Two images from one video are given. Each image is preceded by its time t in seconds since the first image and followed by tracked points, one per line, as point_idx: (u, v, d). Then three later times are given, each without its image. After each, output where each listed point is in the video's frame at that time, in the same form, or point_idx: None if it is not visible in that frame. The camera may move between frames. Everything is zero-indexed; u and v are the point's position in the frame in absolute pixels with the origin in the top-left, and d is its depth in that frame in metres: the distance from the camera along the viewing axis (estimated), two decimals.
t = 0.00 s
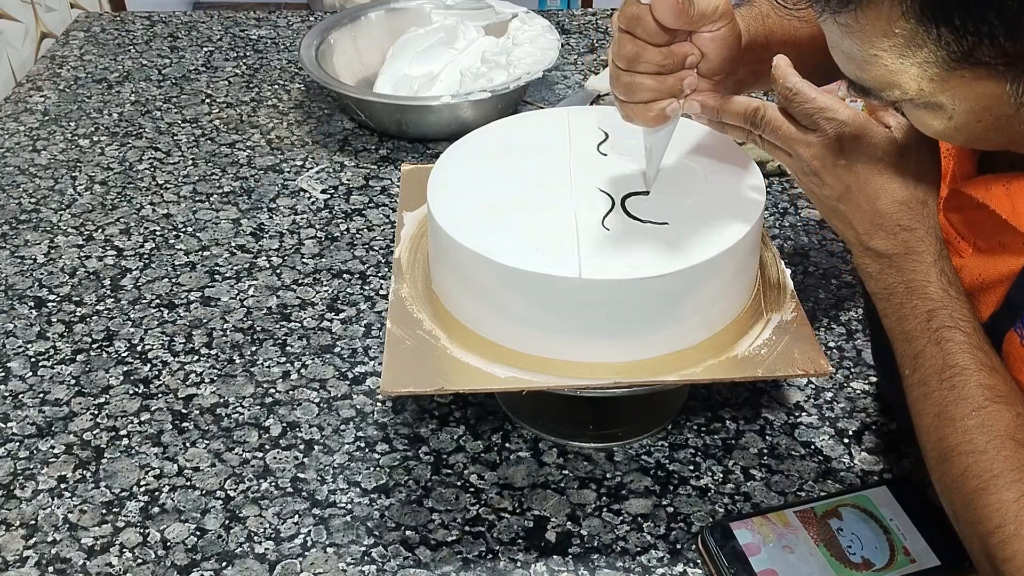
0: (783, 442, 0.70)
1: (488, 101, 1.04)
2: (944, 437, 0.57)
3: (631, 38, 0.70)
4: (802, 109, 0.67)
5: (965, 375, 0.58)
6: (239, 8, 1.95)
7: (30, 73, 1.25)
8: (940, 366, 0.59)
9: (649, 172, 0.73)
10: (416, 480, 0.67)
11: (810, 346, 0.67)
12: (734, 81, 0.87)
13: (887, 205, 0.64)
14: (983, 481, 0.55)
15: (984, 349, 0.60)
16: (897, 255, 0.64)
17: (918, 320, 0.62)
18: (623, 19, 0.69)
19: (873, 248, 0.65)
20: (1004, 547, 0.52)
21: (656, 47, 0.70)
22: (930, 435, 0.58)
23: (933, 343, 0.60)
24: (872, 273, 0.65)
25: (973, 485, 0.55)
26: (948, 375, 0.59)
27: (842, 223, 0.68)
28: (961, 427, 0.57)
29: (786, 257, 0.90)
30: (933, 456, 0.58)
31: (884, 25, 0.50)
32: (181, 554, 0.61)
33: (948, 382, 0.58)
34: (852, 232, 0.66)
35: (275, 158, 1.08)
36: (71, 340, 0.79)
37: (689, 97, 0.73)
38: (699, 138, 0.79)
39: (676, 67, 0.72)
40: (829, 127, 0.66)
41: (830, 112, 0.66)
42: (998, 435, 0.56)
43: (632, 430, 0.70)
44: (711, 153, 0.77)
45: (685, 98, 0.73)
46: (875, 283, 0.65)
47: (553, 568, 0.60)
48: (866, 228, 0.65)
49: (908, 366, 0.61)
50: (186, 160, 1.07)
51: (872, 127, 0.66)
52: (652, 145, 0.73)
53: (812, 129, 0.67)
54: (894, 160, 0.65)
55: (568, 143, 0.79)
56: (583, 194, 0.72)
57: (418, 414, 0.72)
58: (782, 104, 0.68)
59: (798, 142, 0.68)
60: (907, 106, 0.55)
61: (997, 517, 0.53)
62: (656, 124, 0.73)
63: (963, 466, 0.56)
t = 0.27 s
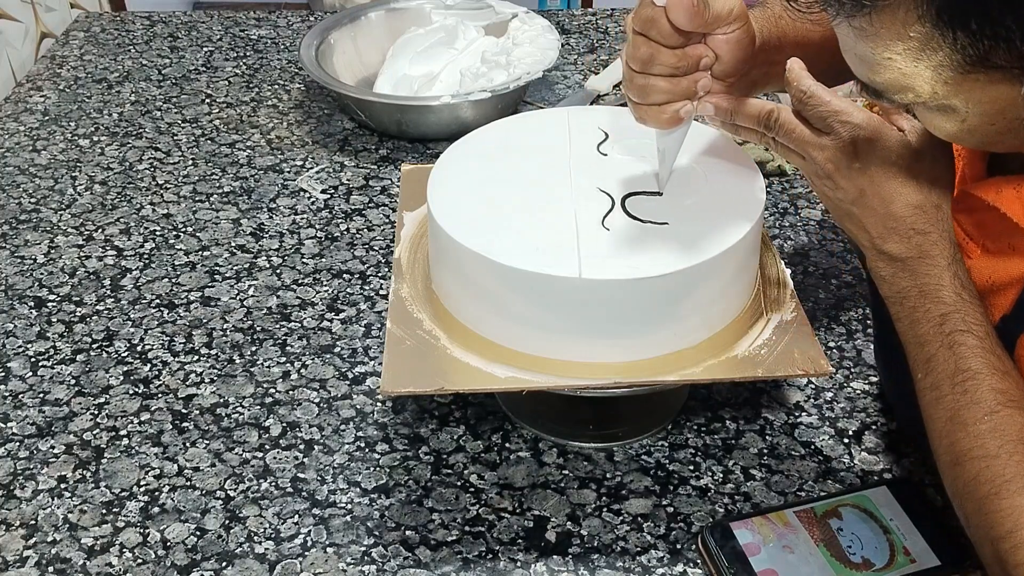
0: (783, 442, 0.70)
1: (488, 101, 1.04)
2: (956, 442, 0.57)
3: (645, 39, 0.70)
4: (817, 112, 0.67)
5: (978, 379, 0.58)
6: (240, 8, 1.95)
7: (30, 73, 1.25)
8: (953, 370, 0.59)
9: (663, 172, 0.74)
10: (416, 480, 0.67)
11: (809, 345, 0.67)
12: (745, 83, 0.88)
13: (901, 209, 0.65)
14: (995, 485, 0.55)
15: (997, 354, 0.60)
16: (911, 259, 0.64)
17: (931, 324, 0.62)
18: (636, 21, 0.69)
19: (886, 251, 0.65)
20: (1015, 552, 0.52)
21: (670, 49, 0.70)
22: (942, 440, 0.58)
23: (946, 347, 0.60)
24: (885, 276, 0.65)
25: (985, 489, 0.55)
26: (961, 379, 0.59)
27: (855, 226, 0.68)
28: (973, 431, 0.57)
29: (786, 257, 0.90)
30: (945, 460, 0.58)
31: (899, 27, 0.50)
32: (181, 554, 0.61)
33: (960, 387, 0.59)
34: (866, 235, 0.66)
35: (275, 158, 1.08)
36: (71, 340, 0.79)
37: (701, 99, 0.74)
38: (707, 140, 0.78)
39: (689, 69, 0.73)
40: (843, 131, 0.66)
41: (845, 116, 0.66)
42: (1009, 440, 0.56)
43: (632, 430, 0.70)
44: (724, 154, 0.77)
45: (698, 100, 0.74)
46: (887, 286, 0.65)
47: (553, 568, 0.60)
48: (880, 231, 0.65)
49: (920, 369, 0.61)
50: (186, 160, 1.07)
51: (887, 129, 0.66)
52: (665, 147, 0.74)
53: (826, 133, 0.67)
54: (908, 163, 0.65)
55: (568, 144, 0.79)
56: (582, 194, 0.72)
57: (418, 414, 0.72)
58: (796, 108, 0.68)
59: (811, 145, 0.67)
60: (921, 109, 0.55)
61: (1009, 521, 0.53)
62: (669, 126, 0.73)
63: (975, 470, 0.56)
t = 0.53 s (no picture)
0: (783, 442, 0.70)
1: (488, 101, 1.04)
2: (957, 441, 0.57)
3: (653, 18, 0.73)
4: (823, 106, 0.66)
5: (980, 378, 0.58)
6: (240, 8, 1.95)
7: (30, 73, 1.25)
8: (955, 369, 0.59)
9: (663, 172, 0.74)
10: (416, 480, 0.67)
11: (809, 346, 0.67)
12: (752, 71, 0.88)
13: (904, 207, 0.65)
14: (996, 484, 0.54)
15: (998, 354, 0.60)
16: (913, 258, 0.64)
17: (933, 323, 0.62)
18: None
19: (889, 249, 0.65)
20: (1017, 552, 0.52)
21: (678, 29, 0.73)
22: (942, 440, 0.58)
23: (949, 346, 0.60)
24: (887, 275, 0.66)
25: (987, 489, 0.55)
26: (963, 378, 0.59)
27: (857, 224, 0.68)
28: (975, 431, 0.57)
29: (786, 257, 0.90)
30: (946, 459, 0.58)
31: (907, 28, 0.50)
32: (181, 554, 0.61)
33: (962, 387, 0.59)
34: (868, 234, 0.66)
35: (275, 158, 1.08)
36: (71, 340, 0.79)
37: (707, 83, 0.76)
38: (710, 142, 0.78)
39: (697, 52, 0.75)
40: (848, 127, 0.65)
41: (850, 111, 0.65)
42: (1011, 439, 0.56)
43: (632, 430, 0.70)
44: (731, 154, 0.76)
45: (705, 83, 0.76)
46: (890, 285, 0.65)
47: (553, 568, 0.60)
48: (882, 229, 0.65)
49: (922, 368, 0.61)
50: (186, 160, 1.07)
51: (891, 127, 0.66)
52: (669, 132, 0.75)
53: (831, 128, 0.66)
54: (911, 162, 0.65)
55: (568, 144, 0.79)
56: (583, 194, 0.72)
57: (418, 414, 0.72)
58: (801, 101, 0.67)
59: (816, 140, 0.67)
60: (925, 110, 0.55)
61: (1011, 521, 0.53)
62: (672, 107, 0.76)
63: (976, 470, 0.56)
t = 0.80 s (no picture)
0: (783, 441, 0.70)
1: (488, 101, 1.04)
2: (954, 442, 0.58)
3: (649, 21, 0.70)
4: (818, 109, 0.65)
5: (977, 379, 0.58)
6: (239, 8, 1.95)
7: (30, 73, 1.25)
8: (952, 371, 0.59)
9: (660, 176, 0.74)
10: (416, 480, 0.67)
11: (810, 346, 0.67)
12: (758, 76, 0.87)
13: (901, 209, 0.64)
14: (994, 486, 0.55)
15: (995, 355, 0.60)
16: (909, 259, 0.64)
17: (930, 324, 0.62)
18: (642, 4, 0.70)
19: (885, 251, 0.65)
20: (1015, 553, 0.53)
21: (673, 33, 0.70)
22: (940, 439, 0.59)
23: (945, 348, 0.60)
24: (884, 276, 0.66)
25: (985, 490, 0.55)
26: (960, 380, 0.59)
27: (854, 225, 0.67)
28: (972, 432, 0.57)
29: (786, 257, 0.90)
30: (943, 460, 0.59)
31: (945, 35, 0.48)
32: (181, 553, 0.61)
33: (959, 388, 0.59)
34: (865, 235, 0.66)
35: (275, 158, 1.08)
36: (71, 340, 0.79)
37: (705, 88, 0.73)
38: (713, 142, 0.78)
39: (692, 56, 0.72)
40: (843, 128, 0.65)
41: (845, 115, 0.65)
42: (1008, 441, 0.56)
43: (632, 430, 0.70)
44: (734, 155, 0.77)
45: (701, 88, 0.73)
46: (887, 287, 0.65)
47: (553, 568, 0.60)
48: (879, 231, 0.65)
49: (919, 370, 0.61)
50: (186, 160, 1.07)
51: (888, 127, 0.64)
52: (665, 135, 0.75)
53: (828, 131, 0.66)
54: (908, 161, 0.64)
55: (568, 144, 0.79)
56: (583, 194, 0.72)
57: (418, 414, 0.72)
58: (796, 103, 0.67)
59: (812, 142, 0.67)
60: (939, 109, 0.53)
61: (1009, 523, 0.53)
62: (668, 111, 0.74)
63: (974, 471, 0.56)
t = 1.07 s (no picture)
0: (783, 442, 0.70)
1: (488, 101, 1.04)
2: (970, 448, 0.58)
3: None
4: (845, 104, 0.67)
5: (994, 386, 0.60)
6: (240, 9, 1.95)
7: (30, 73, 1.25)
8: (969, 376, 0.61)
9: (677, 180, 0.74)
10: (416, 480, 0.67)
11: (809, 346, 0.67)
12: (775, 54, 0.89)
13: (922, 211, 0.66)
14: (1008, 493, 0.55)
15: (1012, 359, 0.62)
16: (929, 263, 0.66)
17: (949, 328, 0.63)
18: None
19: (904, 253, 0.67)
20: None
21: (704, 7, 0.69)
22: (954, 444, 0.59)
23: (964, 353, 0.62)
24: (901, 277, 0.67)
25: (1000, 496, 0.55)
26: (978, 385, 0.60)
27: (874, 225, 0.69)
28: (989, 439, 0.58)
29: (786, 257, 0.90)
30: (957, 466, 0.59)
31: None
32: (181, 554, 0.61)
33: (976, 394, 0.60)
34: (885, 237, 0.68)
35: (275, 158, 1.08)
36: (71, 340, 0.79)
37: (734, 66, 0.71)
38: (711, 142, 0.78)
39: (724, 31, 0.70)
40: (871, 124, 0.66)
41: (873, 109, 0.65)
42: None
43: (632, 430, 0.70)
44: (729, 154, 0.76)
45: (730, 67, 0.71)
46: (904, 287, 0.67)
47: (553, 568, 0.60)
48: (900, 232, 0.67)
49: (937, 372, 0.62)
50: (186, 160, 1.07)
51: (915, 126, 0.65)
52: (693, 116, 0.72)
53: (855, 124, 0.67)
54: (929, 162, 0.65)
55: (567, 144, 0.79)
56: (583, 194, 0.72)
57: (418, 414, 0.72)
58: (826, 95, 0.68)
59: (838, 136, 0.68)
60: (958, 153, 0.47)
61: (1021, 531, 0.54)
62: (698, 90, 0.71)
63: (990, 478, 0.56)
